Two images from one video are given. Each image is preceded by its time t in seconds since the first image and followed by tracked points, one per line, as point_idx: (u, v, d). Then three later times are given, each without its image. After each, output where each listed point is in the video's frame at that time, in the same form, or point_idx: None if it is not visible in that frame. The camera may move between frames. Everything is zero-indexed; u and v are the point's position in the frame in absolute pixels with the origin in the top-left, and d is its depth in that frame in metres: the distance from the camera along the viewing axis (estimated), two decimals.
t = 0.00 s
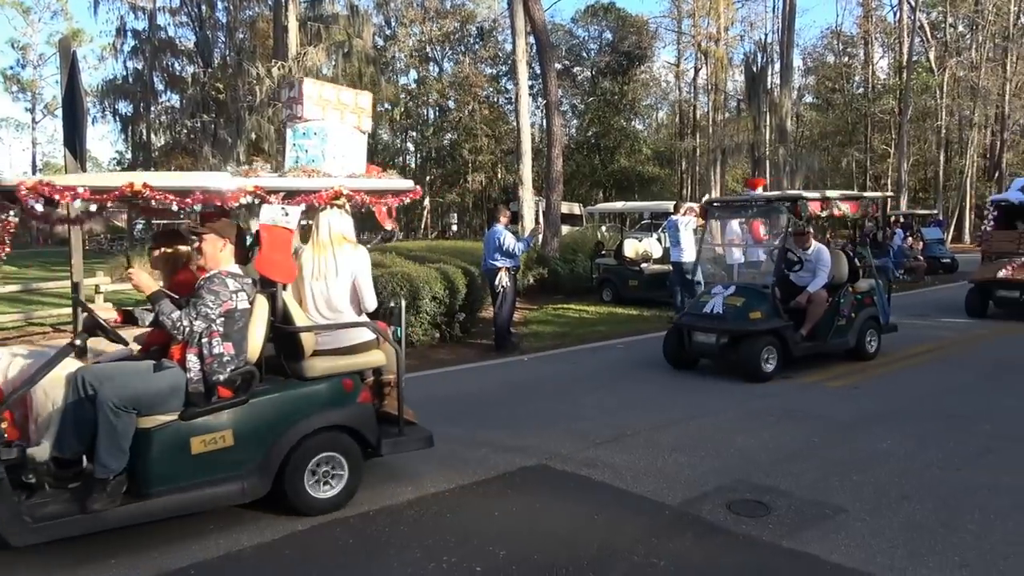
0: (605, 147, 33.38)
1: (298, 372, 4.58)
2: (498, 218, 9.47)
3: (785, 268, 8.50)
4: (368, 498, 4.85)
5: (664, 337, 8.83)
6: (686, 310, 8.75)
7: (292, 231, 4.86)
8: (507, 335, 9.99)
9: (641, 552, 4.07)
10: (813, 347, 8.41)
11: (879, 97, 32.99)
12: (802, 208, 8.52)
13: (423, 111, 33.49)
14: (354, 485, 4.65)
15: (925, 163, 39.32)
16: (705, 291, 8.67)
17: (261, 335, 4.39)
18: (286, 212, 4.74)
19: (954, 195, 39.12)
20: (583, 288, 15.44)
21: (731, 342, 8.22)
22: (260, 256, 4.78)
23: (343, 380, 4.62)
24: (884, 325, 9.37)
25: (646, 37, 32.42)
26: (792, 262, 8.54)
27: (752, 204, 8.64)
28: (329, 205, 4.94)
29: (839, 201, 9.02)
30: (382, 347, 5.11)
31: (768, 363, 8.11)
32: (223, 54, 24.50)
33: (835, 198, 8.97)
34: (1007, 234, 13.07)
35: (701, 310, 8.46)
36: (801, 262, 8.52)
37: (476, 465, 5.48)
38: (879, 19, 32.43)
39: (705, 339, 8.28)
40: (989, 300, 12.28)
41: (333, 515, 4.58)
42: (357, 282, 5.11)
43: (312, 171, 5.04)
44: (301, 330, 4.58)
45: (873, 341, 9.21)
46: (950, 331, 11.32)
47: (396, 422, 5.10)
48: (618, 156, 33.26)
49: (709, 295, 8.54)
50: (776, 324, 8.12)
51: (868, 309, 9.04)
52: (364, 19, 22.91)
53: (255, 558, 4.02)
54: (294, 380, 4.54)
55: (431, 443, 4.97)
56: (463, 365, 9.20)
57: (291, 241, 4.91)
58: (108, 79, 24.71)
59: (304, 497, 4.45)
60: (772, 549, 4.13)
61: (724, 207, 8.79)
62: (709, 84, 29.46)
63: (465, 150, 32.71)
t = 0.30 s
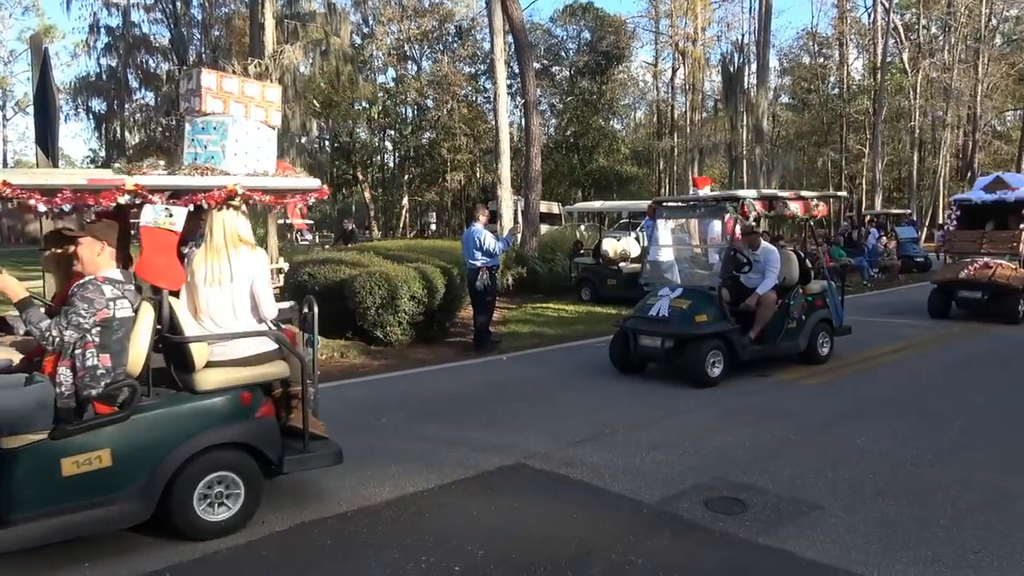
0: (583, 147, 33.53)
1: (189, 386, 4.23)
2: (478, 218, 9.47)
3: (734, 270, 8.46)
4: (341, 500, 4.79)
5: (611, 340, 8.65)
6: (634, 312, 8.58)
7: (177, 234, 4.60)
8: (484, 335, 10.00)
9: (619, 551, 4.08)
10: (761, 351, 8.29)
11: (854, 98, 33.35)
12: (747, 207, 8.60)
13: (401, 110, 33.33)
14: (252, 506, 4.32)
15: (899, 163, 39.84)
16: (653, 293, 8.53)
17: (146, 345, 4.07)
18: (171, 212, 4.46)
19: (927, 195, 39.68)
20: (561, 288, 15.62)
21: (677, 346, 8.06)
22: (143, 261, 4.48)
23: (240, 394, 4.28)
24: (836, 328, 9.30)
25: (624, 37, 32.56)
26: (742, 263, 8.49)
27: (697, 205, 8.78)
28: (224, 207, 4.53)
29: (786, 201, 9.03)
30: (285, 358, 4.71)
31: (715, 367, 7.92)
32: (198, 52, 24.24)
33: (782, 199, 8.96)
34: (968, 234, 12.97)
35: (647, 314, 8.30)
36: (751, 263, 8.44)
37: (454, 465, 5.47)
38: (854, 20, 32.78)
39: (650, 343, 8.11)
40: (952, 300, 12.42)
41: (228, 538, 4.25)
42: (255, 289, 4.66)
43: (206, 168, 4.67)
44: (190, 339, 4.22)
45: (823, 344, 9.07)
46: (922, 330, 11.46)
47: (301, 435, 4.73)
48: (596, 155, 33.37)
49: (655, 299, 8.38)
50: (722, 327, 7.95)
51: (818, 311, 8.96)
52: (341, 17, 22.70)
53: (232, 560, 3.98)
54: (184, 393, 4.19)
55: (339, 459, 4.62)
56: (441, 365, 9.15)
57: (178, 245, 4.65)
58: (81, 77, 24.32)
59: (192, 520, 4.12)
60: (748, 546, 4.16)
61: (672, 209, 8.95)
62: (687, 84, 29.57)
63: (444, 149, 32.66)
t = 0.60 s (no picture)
0: (567, 147, 33.62)
1: (72, 403, 3.90)
2: (461, 218, 9.46)
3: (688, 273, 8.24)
4: (323, 502, 4.76)
5: (561, 345, 8.28)
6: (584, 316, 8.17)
7: (55, 238, 4.00)
8: (468, 336, 10.01)
9: (602, 550, 4.09)
10: (714, 357, 7.96)
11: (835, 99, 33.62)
12: (699, 210, 8.71)
13: (385, 109, 33.37)
14: (143, 531, 4.01)
15: (879, 163, 40.26)
16: (603, 296, 8.10)
17: (17, 355, 3.90)
18: (43, 214, 3.95)
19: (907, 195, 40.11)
20: (545, 288, 15.67)
21: (626, 352, 7.70)
22: (12, 266, 3.85)
23: (131, 411, 3.97)
24: (792, 332, 9.02)
25: (608, 37, 32.67)
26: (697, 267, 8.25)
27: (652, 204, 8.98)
28: (110, 208, 4.26)
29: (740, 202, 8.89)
30: (184, 372, 4.39)
31: (664, 374, 7.61)
32: (180, 50, 24.06)
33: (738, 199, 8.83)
34: (937, 235, 13.01)
35: (597, 316, 7.93)
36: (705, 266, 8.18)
37: (437, 465, 5.46)
38: (835, 22, 33.02)
39: (600, 348, 7.74)
40: (920, 303, 12.29)
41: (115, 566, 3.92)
42: (140, 296, 4.30)
43: (90, 164, 4.40)
44: (70, 354, 3.91)
45: (780, 349, 8.78)
46: (902, 330, 11.58)
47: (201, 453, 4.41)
48: (581, 155, 33.45)
49: (605, 300, 7.98)
50: (673, 333, 7.60)
51: (774, 314, 8.67)
52: (325, 15, 22.49)
53: (213, 561, 3.96)
54: (67, 411, 3.86)
55: (244, 479, 4.31)
56: (424, 365, 9.13)
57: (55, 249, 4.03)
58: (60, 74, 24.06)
59: (73, 548, 3.78)
60: (730, 544, 4.19)
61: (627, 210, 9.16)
62: (670, 84, 29.68)
63: (428, 148, 32.61)
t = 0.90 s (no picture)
0: (554, 148, 33.55)
1: None
2: (444, 220, 9.45)
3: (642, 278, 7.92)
4: (308, 504, 4.74)
5: (511, 353, 7.96)
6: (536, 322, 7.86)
7: None
8: (454, 338, 9.97)
9: (587, 552, 4.09)
10: (667, 364, 7.68)
11: (820, 101, 33.87)
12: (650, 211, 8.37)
13: (372, 110, 33.31)
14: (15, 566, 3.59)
15: (864, 165, 40.58)
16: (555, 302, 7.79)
17: None
18: None
19: (891, 197, 40.45)
20: (532, 289, 15.68)
21: (576, 360, 7.39)
22: None
23: None
24: (753, 337, 8.76)
25: (594, 39, 32.73)
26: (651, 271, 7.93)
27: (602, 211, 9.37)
28: None
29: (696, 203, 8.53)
30: (70, 391, 3.93)
31: (615, 382, 7.27)
32: (164, 51, 23.88)
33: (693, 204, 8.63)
34: (909, 236, 12.70)
35: (547, 323, 7.62)
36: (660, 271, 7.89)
37: (423, 466, 5.45)
38: (819, 25, 33.22)
39: (549, 357, 7.43)
40: (894, 306, 12.19)
41: None
42: (15, 309, 3.84)
43: None
44: None
45: (739, 354, 8.50)
46: (885, 331, 11.65)
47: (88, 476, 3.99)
48: (568, 157, 33.42)
49: (556, 306, 7.69)
50: (623, 339, 7.30)
51: (733, 319, 8.41)
52: (311, 16, 22.30)
53: (196, 567, 3.92)
54: None
55: (132, 507, 3.90)
56: (410, 367, 9.10)
57: None
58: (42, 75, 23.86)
59: None
60: (714, 544, 4.20)
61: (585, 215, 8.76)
62: (656, 86, 29.73)
63: (415, 150, 32.46)
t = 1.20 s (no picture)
0: (543, 151, 33.51)
1: None
2: (432, 223, 9.41)
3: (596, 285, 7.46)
4: (295, 509, 4.71)
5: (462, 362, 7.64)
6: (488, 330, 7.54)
7: None
8: (443, 342, 9.93)
9: (575, 555, 4.08)
10: (622, 373, 7.42)
11: (807, 105, 34.07)
12: (606, 213, 7.49)
13: (360, 113, 33.29)
14: None
15: (851, 169, 40.82)
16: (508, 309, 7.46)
17: None
18: None
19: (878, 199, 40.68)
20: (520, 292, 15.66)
21: (526, 370, 7.08)
22: None
23: None
24: (715, 344, 8.50)
25: (582, 42, 32.80)
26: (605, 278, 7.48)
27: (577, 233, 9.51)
28: None
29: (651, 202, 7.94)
30: None
31: (566, 394, 6.99)
32: (149, 53, 23.77)
33: (647, 202, 7.91)
34: (883, 239, 12.59)
35: (496, 330, 7.30)
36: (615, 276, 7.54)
37: (411, 470, 5.43)
38: (806, 28, 33.40)
39: (498, 366, 7.13)
40: (867, 311, 11.92)
41: None
42: None
43: None
44: None
45: (700, 362, 8.25)
46: (870, 332, 11.73)
47: None
48: (556, 160, 33.40)
49: (507, 312, 7.37)
50: (575, 348, 6.99)
51: (693, 326, 8.16)
52: (298, 18, 22.27)
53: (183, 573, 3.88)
54: None
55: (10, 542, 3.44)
56: (397, 371, 9.07)
57: None
58: (27, 77, 23.70)
59: None
60: (702, 547, 4.21)
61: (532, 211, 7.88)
62: (644, 89, 29.79)
63: (403, 153, 32.27)
